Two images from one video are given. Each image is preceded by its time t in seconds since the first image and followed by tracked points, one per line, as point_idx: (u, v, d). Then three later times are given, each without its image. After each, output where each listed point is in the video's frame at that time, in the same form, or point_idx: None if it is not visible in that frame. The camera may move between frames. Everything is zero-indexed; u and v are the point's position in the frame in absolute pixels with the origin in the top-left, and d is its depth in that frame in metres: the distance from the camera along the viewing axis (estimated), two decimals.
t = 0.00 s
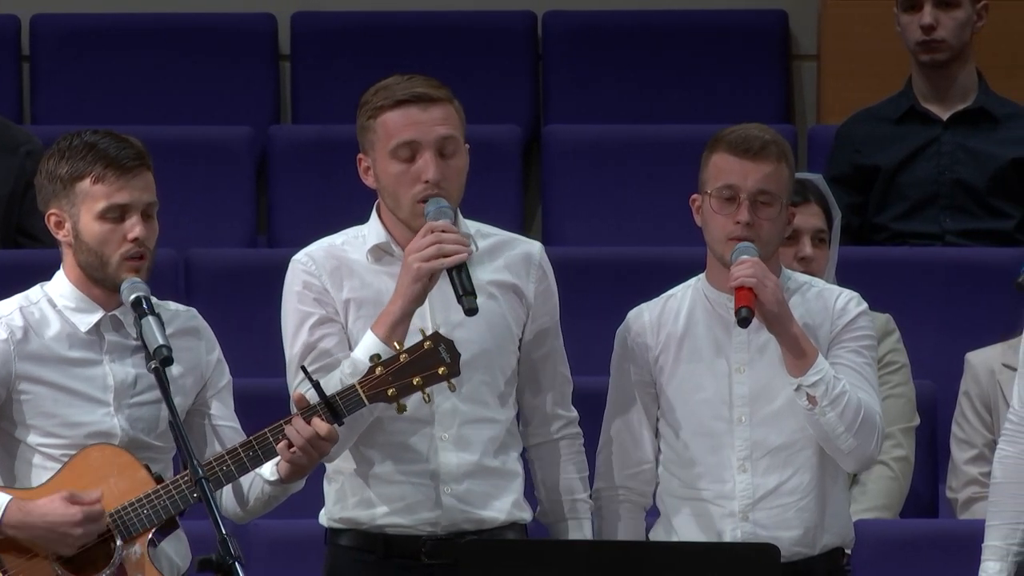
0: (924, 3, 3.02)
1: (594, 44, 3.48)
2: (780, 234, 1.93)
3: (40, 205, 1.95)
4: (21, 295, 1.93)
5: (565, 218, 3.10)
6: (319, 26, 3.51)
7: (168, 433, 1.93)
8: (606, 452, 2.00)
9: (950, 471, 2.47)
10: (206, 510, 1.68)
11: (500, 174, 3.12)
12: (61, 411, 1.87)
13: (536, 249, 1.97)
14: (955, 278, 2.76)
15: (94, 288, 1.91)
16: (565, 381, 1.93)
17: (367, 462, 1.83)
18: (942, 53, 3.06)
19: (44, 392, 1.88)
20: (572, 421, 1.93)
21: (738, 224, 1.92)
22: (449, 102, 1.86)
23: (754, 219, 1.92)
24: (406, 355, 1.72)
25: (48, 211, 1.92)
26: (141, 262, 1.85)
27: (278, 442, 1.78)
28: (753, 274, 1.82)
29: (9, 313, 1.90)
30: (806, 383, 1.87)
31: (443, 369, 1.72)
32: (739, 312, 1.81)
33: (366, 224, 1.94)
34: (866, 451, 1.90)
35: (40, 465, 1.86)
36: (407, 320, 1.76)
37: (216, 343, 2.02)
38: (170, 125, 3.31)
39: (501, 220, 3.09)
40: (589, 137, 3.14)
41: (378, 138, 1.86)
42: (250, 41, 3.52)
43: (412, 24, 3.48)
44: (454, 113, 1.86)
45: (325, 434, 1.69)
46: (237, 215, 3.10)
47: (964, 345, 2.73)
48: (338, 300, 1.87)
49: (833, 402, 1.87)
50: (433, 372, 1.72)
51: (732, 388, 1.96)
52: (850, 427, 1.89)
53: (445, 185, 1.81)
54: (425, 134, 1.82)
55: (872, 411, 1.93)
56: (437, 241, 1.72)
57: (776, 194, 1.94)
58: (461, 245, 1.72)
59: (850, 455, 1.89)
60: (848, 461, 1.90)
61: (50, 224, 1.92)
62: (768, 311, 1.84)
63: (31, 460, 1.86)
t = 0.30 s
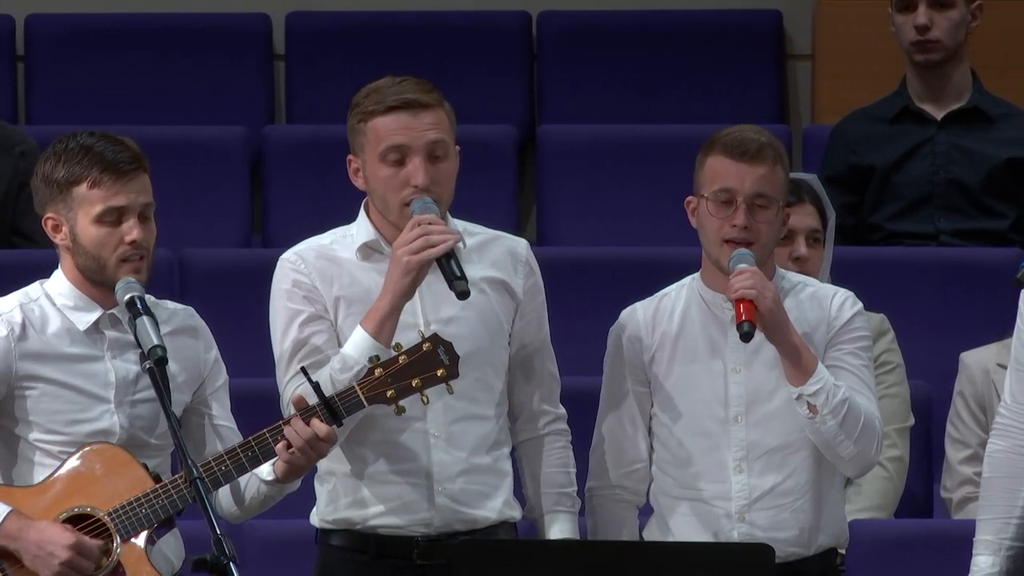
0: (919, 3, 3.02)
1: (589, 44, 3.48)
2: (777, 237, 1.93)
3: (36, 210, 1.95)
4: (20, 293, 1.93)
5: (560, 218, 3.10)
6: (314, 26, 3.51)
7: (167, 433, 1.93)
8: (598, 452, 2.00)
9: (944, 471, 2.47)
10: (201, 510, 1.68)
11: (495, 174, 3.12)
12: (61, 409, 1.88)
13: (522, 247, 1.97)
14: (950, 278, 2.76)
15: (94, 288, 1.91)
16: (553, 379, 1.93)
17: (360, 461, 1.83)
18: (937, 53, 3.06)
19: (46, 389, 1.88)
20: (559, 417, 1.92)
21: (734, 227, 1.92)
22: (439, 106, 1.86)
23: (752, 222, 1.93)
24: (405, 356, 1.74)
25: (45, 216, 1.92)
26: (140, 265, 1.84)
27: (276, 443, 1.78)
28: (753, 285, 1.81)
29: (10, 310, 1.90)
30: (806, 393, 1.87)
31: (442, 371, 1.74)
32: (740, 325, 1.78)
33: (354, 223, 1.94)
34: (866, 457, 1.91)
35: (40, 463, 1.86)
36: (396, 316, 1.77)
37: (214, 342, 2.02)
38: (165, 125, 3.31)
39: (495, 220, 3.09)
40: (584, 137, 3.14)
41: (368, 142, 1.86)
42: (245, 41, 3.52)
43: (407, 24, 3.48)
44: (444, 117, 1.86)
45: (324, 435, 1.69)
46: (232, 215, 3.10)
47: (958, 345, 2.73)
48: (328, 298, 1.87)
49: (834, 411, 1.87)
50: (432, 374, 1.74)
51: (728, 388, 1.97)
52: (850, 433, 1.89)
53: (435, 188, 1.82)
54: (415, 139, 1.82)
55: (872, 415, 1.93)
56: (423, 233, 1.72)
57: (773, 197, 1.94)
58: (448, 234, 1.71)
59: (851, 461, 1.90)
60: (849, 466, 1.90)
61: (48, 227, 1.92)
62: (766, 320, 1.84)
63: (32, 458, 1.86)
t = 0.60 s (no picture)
0: (913, 3, 3.03)
1: (583, 44, 3.48)
2: (773, 238, 1.93)
3: (27, 210, 1.94)
4: (16, 294, 1.93)
5: (554, 218, 3.11)
6: (308, 27, 3.51)
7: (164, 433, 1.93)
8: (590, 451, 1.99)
9: (939, 471, 2.47)
10: (196, 510, 1.68)
11: (490, 174, 3.12)
12: (59, 409, 1.88)
13: (507, 247, 1.98)
14: (945, 278, 2.76)
15: (89, 287, 1.91)
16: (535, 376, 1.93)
17: (345, 461, 1.83)
18: (931, 53, 3.06)
19: (45, 389, 1.88)
20: (541, 418, 1.92)
21: (732, 231, 1.92)
22: (422, 104, 1.87)
23: (749, 225, 1.92)
24: (405, 355, 1.75)
25: (36, 217, 1.91)
26: (134, 263, 1.85)
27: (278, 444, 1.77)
28: (754, 294, 1.80)
29: (7, 311, 1.90)
30: (807, 399, 1.86)
31: (441, 371, 1.75)
32: (744, 335, 1.77)
33: (339, 223, 1.94)
34: (864, 462, 1.92)
35: (39, 463, 1.86)
36: (382, 313, 1.76)
37: (208, 342, 2.02)
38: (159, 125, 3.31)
39: (490, 220, 3.10)
40: (578, 137, 3.14)
41: (350, 140, 1.86)
42: (239, 41, 3.51)
43: (401, 24, 3.48)
44: (427, 115, 1.86)
45: (326, 435, 1.69)
46: (226, 215, 3.10)
47: (952, 345, 2.73)
48: (313, 298, 1.87)
49: (833, 417, 1.87)
50: (432, 373, 1.75)
51: (723, 389, 1.97)
52: (849, 439, 1.89)
53: (417, 186, 1.82)
54: (397, 137, 1.82)
55: (870, 420, 1.93)
56: (407, 230, 1.72)
57: (769, 199, 1.94)
58: (432, 232, 1.72)
59: (850, 465, 1.90)
60: (848, 470, 1.91)
61: (40, 228, 1.91)
62: (767, 328, 1.83)
63: (31, 458, 1.86)
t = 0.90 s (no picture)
0: (908, 3, 3.03)
1: (578, 44, 3.48)
2: (766, 237, 1.93)
3: (18, 212, 1.95)
4: (9, 295, 1.93)
5: (549, 218, 3.10)
6: (302, 27, 3.50)
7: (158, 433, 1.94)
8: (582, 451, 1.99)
9: (933, 471, 2.47)
10: (191, 510, 1.68)
11: (485, 174, 3.12)
12: (54, 411, 1.88)
13: (485, 249, 1.97)
14: (941, 277, 2.76)
15: (81, 289, 1.91)
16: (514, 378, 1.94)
17: (323, 463, 1.83)
18: (926, 53, 3.06)
19: (40, 391, 1.88)
20: (521, 419, 1.93)
21: (726, 230, 1.92)
22: (401, 105, 1.87)
23: (743, 224, 1.92)
24: (400, 353, 1.75)
25: (28, 219, 1.92)
26: (126, 264, 1.85)
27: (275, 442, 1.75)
28: (749, 289, 1.80)
29: None
30: (801, 396, 1.86)
31: (436, 369, 1.75)
32: (739, 329, 1.76)
33: (318, 223, 1.94)
34: (858, 459, 1.91)
35: (35, 464, 1.85)
36: (363, 315, 1.77)
37: (200, 342, 2.02)
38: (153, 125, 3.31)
39: (485, 220, 3.10)
40: (573, 137, 3.14)
41: (331, 142, 1.86)
42: (233, 41, 3.51)
43: (395, 24, 3.48)
44: (406, 116, 1.86)
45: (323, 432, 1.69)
46: (220, 215, 3.10)
47: (946, 345, 2.73)
48: (293, 299, 1.87)
49: (828, 414, 1.87)
50: (427, 371, 1.75)
51: (717, 388, 1.97)
52: (844, 436, 1.89)
53: (397, 188, 1.82)
54: (377, 139, 1.82)
55: (864, 416, 1.93)
56: (389, 235, 1.72)
57: (763, 198, 1.93)
58: (413, 235, 1.71)
59: (844, 463, 1.90)
60: (841, 467, 1.91)
61: (31, 231, 1.91)
62: (762, 324, 1.83)
63: (26, 459, 1.86)
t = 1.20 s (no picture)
0: (903, 3, 3.03)
1: (573, 44, 3.48)
2: (758, 235, 1.93)
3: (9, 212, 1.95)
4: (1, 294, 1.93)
5: (543, 218, 3.11)
6: (297, 26, 3.51)
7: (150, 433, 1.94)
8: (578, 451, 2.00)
9: (928, 471, 2.47)
10: (185, 510, 1.68)
11: (480, 174, 3.13)
12: (45, 410, 1.88)
13: (465, 252, 1.98)
14: (936, 278, 2.76)
15: (72, 289, 1.91)
16: (491, 383, 1.94)
17: (305, 466, 1.83)
18: (921, 53, 3.06)
19: (31, 391, 1.89)
20: (497, 422, 1.94)
21: (718, 228, 1.92)
22: (386, 108, 1.87)
23: (735, 221, 1.92)
24: (390, 354, 1.76)
25: (18, 219, 1.92)
26: (115, 264, 1.85)
27: (264, 442, 1.76)
28: (738, 284, 1.80)
29: None
30: (791, 392, 1.87)
31: (426, 369, 1.76)
32: (727, 324, 1.76)
33: (301, 226, 1.94)
34: (850, 456, 1.91)
35: (24, 464, 1.86)
36: (348, 319, 1.77)
37: (194, 342, 2.02)
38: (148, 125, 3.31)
39: (479, 220, 3.10)
40: (568, 137, 3.14)
41: (315, 145, 1.86)
42: (228, 41, 3.52)
43: (391, 24, 3.48)
44: (391, 119, 1.87)
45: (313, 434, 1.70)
46: (215, 214, 3.10)
47: (940, 345, 2.73)
48: (277, 303, 1.88)
49: (819, 410, 1.87)
50: (417, 371, 1.76)
51: (711, 388, 1.97)
52: (835, 432, 1.89)
53: (382, 191, 1.83)
54: (362, 141, 1.83)
55: (856, 413, 1.93)
56: (375, 239, 1.71)
57: (754, 196, 1.93)
58: (399, 240, 1.71)
59: (835, 460, 1.90)
60: (833, 464, 1.90)
61: (21, 231, 1.92)
62: (751, 318, 1.83)
63: (16, 459, 1.87)
